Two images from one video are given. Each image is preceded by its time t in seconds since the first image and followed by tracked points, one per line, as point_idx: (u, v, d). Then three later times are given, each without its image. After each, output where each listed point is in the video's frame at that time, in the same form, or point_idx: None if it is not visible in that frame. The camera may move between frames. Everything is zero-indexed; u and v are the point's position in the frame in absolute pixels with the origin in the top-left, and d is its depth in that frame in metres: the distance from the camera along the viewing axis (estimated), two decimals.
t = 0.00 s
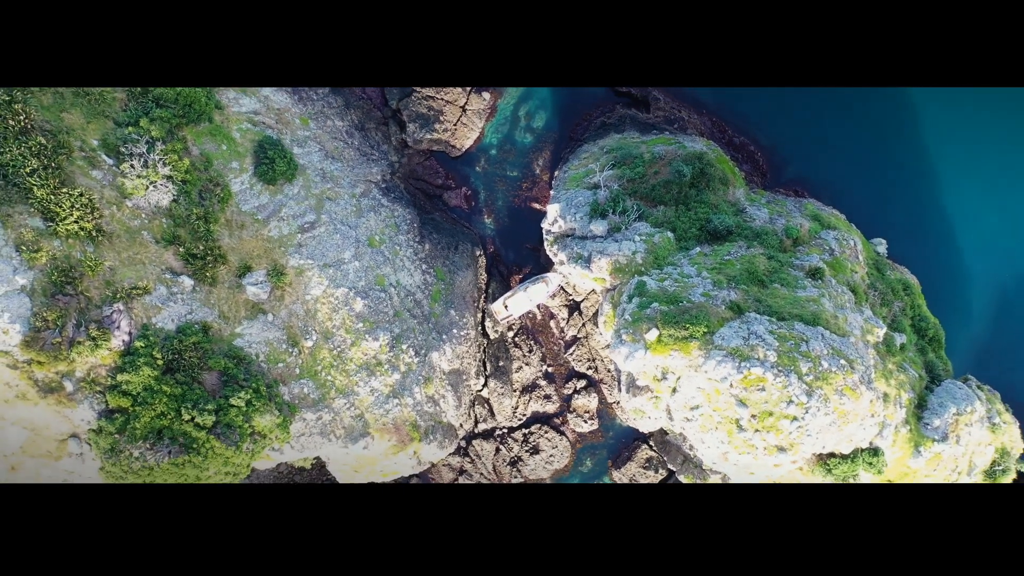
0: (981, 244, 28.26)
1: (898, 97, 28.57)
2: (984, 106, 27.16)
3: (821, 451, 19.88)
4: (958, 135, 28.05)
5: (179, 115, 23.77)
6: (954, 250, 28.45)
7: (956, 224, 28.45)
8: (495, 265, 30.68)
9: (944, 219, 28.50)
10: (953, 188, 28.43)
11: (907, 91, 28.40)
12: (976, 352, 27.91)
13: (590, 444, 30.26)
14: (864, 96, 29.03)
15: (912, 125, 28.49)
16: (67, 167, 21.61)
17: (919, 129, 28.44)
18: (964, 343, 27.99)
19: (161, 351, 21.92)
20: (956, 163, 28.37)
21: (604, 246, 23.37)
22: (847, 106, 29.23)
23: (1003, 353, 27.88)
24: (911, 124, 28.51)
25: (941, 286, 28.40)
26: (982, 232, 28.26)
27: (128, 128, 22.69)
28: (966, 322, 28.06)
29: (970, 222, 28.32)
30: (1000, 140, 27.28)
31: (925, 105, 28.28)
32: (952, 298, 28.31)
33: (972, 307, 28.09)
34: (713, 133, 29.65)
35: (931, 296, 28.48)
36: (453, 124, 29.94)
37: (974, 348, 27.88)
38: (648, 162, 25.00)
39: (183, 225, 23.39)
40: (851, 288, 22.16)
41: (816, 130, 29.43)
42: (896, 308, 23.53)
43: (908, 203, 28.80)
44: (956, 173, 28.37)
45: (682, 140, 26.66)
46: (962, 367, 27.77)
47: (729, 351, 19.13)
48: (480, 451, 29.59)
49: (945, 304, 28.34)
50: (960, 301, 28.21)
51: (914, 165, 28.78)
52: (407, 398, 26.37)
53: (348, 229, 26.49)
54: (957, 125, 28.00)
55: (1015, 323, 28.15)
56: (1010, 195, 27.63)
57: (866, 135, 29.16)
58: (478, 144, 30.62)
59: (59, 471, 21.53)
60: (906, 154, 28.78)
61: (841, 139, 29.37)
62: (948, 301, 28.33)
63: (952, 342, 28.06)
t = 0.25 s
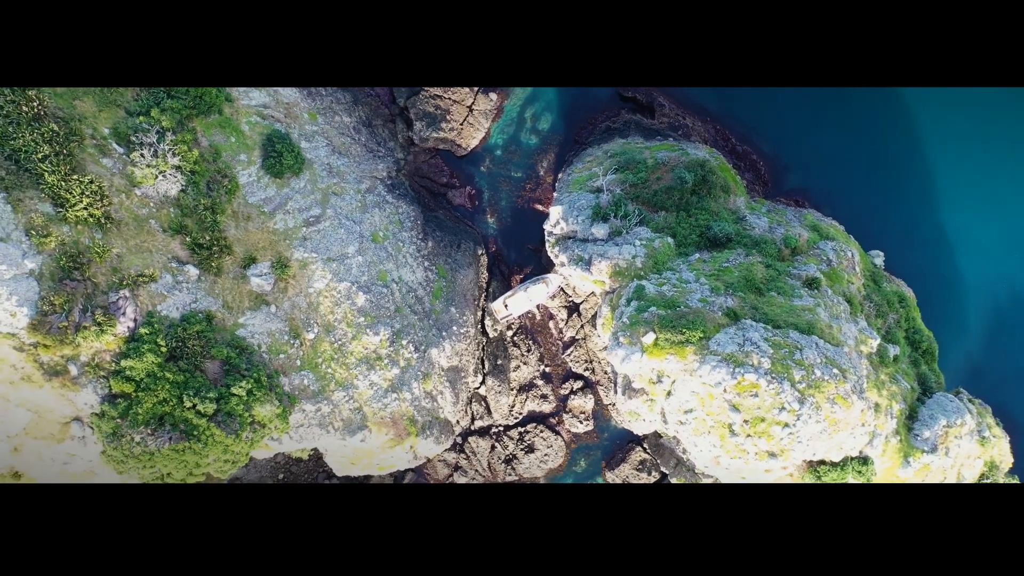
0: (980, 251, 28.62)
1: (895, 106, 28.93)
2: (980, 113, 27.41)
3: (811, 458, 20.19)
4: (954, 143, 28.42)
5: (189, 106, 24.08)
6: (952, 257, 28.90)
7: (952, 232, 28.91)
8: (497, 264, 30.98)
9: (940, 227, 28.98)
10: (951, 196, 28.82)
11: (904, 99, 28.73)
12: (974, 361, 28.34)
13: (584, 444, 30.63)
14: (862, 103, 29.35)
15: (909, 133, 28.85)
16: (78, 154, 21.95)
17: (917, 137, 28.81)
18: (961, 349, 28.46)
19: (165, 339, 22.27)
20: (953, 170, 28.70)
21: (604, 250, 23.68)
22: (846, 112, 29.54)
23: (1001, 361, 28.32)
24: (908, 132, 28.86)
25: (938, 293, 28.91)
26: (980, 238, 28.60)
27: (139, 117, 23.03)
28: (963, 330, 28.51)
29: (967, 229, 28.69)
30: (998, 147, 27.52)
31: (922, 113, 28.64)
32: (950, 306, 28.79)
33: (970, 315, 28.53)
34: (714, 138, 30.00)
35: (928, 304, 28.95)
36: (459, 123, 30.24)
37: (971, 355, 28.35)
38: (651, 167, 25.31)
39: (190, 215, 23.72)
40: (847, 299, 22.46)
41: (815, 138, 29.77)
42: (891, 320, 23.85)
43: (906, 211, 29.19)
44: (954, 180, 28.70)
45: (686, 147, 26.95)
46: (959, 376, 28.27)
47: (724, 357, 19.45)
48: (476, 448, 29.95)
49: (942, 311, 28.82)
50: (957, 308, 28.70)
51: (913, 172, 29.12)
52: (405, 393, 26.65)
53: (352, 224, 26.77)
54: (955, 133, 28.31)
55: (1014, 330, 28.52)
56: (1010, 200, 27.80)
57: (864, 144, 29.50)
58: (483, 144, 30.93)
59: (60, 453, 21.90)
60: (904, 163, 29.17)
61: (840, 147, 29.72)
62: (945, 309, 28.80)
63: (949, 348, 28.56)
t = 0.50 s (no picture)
0: (976, 255, 29.12)
1: (892, 112, 29.38)
2: (976, 118, 27.77)
3: (802, 465, 20.49)
4: (951, 148, 28.86)
5: (200, 97, 24.38)
6: (948, 262, 29.44)
7: (949, 237, 29.43)
8: (498, 263, 31.29)
9: (937, 232, 29.52)
10: (947, 200, 29.28)
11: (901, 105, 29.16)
12: (971, 369, 28.83)
13: (579, 444, 31.02)
14: (860, 109, 29.78)
15: (907, 139, 29.30)
16: (90, 142, 22.29)
17: (914, 143, 29.24)
18: (958, 354, 29.01)
19: (170, 326, 22.62)
20: (950, 176, 29.13)
21: (605, 253, 24.00)
22: (844, 118, 29.98)
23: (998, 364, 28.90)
24: (906, 138, 29.31)
25: (935, 298, 29.42)
26: (977, 242, 29.09)
27: (150, 107, 23.37)
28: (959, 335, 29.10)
29: (964, 233, 29.17)
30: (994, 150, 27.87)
31: (919, 119, 29.06)
32: (947, 311, 29.30)
33: (966, 318, 29.11)
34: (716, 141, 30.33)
35: (925, 309, 29.43)
36: (465, 123, 30.54)
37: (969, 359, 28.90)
38: (654, 173, 25.60)
39: (197, 205, 24.06)
40: (843, 309, 22.78)
41: (814, 144, 30.15)
42: (885, 331, 24.16)
43: (903, 217, 29.67)
44: (951, 185, 29.14)
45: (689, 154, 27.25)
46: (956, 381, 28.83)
47: (718, 362, 19.77)
48: (471, 445, 30.43)
49: (940, 315, 29.36)
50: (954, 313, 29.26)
51: (910, 178, 29.58)
52: (403, 388, 26.92)
53: (357, 220, 27.05)
54: (950, 138, 28.78)
55: (1011, 334, 29.06)
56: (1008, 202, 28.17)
57: (862, 149, 29.93)
58: (489, 144, 31.24)
59: (62, 435, 22.32)
60: (901, 169, 29.61)
61: (838, 153, 30.11)
62: (943, 314, 29.30)
63: (946, 353, 29.12)
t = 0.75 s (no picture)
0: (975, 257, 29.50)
1: (888, 115, 29.69)
2: (971, 124, 28.09)
3: (791, 472, 20.89)
4: (948, 151, 29.15)
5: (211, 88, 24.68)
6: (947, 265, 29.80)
7: (947, 240, 29.78)
8: (500, 262, 31.60)
9: (935, 235, 29.88)
10: (945, 204, 29.59)
11: (897, 108, 29.50)
12: (963, 383, 29.28)
13: (573, 444, 31.42)
14: (857, 112, 30.07)
15: (904, 143, 29.60)
16: (101, 129, 22.61)
17: (911, 147, 29.57)
18: (958, 357, 29.47)
19: (174, 313, 22.96)
20: (947, 182, 29.47)
21: (605, 256, 24.31)
22: (841, 122, 30.29)
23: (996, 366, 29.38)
24: (902, 142, 29.61)
25: (933, 302, 29.85)
26: (976, 244, 29.43)
27: (162, 97, 23.71)
28: (959, 338, 29.51)
29: (962, 236, 29.57)
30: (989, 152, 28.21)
31: (914, 123, 29.39)
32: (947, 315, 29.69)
33: (965, 320, 29.55)
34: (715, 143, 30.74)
35: (923, 313, 29.90)
36: (472, 122, 30.82)
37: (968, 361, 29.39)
38: (656, 179, 25.90)
39: (205, 195, 24.39)
40: (838, 319, 23.10)
41: (812, 148, 30.49)
42: (879, 343, 24.48)
43: (900, 222, 30.09)
44: (948, 187, 29.47)
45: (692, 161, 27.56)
46: (954, 384, 29.37)
47: (713, 367, 20.11)
48: (467, 441, 30.93)
49: (939, 318, 29.77)
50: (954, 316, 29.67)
51: (908, 183, 29.88)
52: (402, 382, 27.20)
53: (362, 214, 27.34)
54: (946, 141, 29.09)
55: (1011, 336, 29.41)
56: (1005, 203, 28.46)
57: (860, 153, 30.24)
58: (494, 144, 31.55)
59: (64, 417, 22.71)
60: (898, 173, 29.95)
61: (836, 157, 30.45)
62: (942, 317, 29.72)
63: (945, 355, 29.60)
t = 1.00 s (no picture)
0: (975, 258, 29.74)
1: (886, 117, 30.08)
2: (966, 128, 28.79)
3: (780, 479, 21.27)
4: (945, 152, 29.53)
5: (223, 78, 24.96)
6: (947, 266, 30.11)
7: (946, 241, 30.08)
8: (501, 261, 31.91)
9: (934, 238, 30.16)
10: (944, 205, 29.86)
11: (894, 111, 29.91)
12: (955, 398, 29.67)
13: (567, 444, 31.81)
14: (855, 114, 30.39)
15: (901, 146, 30.02)
16: (114, 115, 22.93)
17: (908, 149, 29.96)
18: (958, 358, 29.86)
19: (178, 299, 23.30)
20: (945, 187, 29.77)
21: (606, 259, 24.62)
22: (840, 123, 30.57)
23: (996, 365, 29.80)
24: (900, 144, 30.02)
25: (932, 304, 30.22)
26: (975, 244, 29.73)
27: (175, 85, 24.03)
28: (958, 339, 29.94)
29: (959, 240, 29.90)
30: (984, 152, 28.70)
31: (911, 125, 29.83)
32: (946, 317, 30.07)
33: (965, 321, 29.93)
34: (716, 143, 31.16)
35: (922, 316, 30.26)
36: (479, 122, 31.10)
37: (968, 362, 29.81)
38: (660, 185, 26.18)
39: (213, 183, 24.72)
40: (832, 331, 23.42)
41: (811, 149, 30.78)
42: (873, 356, 24.79)
43: (898, 226, 30.40)
44: (946, 189, 29.76)
45: (695, 169, 27.83)
46: (954, 385, 29.80)
47: (707, 373, 20.44)
48: (462, 437, 31.46)
49: (939, 320, 30.13)
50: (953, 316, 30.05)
51: (907, 186, 30.15)
52: (400, 375, 27.50)
53: (367, 208, 27.65)
54: (944, 145, 29.51)
55: (1008, 344, 29.80)
56: (1001, 202, 28.92)
57: (859, 155, 30.55)
58: (501, 144, 31.83)
59: (66, 397, 22.98)
60: (897, 176, 30.22)
61: (835, 159, 30.73)
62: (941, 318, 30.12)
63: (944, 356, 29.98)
